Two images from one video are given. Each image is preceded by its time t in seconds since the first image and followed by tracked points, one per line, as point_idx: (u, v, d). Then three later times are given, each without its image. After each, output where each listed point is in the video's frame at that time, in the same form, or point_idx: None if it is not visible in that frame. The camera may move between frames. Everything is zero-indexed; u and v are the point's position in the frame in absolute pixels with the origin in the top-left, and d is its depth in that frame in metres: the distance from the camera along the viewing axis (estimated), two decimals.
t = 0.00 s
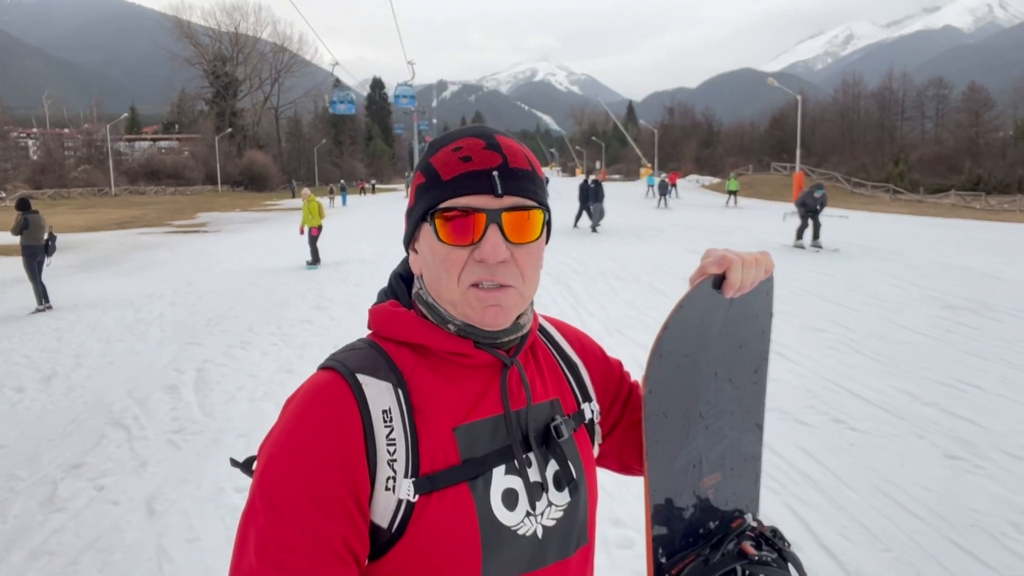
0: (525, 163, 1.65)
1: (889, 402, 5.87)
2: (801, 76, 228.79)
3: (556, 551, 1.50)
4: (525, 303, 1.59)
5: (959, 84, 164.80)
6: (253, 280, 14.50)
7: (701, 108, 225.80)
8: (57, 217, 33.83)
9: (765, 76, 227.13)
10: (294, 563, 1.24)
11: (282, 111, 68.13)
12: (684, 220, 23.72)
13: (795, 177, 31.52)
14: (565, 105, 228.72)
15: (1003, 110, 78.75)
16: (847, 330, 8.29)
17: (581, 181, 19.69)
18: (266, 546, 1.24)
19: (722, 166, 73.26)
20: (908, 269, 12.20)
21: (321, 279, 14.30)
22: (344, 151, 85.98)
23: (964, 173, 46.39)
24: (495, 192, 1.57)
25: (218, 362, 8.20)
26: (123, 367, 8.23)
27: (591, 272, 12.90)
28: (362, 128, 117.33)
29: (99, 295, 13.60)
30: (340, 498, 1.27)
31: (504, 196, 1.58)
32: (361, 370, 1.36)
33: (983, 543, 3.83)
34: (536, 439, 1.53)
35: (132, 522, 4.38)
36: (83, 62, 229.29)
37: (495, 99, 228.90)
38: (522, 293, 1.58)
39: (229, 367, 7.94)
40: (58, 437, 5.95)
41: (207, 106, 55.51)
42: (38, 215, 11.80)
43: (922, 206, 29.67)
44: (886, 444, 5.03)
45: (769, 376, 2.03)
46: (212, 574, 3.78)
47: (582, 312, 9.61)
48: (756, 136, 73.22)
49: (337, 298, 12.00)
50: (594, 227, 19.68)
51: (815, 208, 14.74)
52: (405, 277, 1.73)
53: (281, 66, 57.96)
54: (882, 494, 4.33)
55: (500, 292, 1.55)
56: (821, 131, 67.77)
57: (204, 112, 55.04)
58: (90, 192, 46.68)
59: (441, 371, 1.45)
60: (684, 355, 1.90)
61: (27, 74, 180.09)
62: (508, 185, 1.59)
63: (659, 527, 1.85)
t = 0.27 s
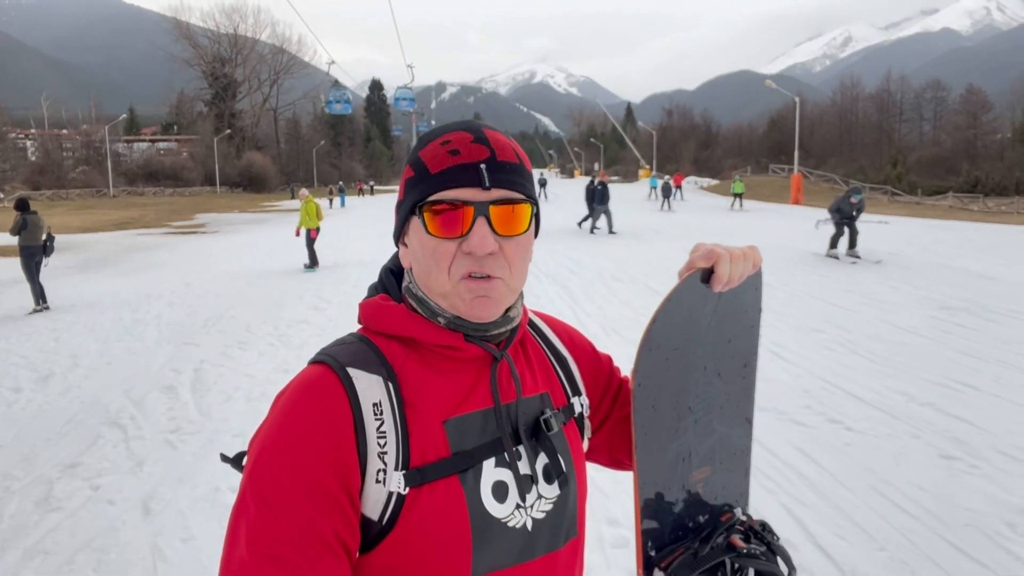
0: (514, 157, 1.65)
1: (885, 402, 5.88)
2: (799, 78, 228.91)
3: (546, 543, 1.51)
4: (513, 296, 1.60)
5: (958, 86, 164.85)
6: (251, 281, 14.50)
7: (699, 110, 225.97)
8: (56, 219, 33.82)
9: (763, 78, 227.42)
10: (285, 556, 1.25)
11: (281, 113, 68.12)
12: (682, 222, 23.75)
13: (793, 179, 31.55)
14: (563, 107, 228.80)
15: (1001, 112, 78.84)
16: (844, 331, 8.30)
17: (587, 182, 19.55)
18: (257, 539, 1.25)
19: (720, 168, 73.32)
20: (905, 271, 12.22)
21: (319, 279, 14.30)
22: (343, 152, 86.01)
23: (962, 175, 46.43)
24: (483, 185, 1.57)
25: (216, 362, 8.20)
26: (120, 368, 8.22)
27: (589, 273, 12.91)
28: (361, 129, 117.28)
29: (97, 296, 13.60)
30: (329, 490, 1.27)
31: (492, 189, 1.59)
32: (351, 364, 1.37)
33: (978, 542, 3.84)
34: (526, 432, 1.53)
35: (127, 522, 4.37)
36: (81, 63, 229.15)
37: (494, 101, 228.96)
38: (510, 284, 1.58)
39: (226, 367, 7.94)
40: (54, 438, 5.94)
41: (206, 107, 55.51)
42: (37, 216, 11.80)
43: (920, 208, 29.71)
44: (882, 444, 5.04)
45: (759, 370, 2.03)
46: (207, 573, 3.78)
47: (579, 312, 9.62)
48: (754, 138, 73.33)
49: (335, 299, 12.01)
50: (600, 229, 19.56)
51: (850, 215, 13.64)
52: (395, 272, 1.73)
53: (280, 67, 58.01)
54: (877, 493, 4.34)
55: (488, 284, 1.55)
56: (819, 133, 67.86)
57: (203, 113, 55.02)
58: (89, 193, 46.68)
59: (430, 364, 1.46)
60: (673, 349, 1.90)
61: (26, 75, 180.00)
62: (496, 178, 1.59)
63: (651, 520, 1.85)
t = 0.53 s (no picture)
0: (516, 151, 1.67)
1: (884, 405, 5.89)
2: (798, 82, 228.95)
3: (550, 537, 1.51)
4: (516, 290, 1.61)
5: (957, 90, 164.81)
6: (250, 283, 14.50)
7: (699, 114, 226.07)
8: (54, 220, 33.79)
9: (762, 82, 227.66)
10: (292, 548, 1.25)
11: (280, 115, 68.14)
12: (681, 225, 23.77)
13: (792, 183, 31.58)
14: (563, 110, 228.86)
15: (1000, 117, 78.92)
16: (843, 334, 8.32)
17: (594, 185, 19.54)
18: (265, 533, 1.25)
19: (719, 171, 73.38)
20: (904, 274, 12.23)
21: (318, 281, 14.30)
22: (342, 154, 86.03)
23: (960, 180, 46.47)
24: (486, 178, 1.59)
25: (215, 364, 8.21)
26: (119, 369, 8.22)
27: (588, 276, 12.93)
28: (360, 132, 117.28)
29: (96, 297, 13.59)
30: (335, 483, 1.27)
31: (495, 182, 1.60)
32: (356, 358, 1.37)
33: (976, 544, 3.85)
34: (529, 426, 1.54)
35: (127, 523, 4.37)
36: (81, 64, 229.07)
37: (493, 104, 229.06)
38: (512, 278, 1.59)
39: (225, 369, 7.94)
40: (52, 439, 5.93)
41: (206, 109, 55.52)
42: (37, 217, 11.80)
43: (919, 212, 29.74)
44: (881, 447, 5.05)
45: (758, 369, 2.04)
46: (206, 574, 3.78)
47: (578, 315, 9.63)
48: (753, 142, 73.36)
49: (334, 301, 12.01)
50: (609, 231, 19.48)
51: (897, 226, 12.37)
52: (399, 270, 1.73)
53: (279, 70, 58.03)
54: (877, 496, 4.35)
55: (491, 279, 1.56)
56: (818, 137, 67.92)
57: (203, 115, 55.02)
58: (88, 194, 46.66)
59: (433, 359, 1.47)
60: (673, 347, 1.91)
61: (25, 76, 179.93)
62: (499, 173, 1.61)
63: (651, 517, 1.86)
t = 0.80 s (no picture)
0: (533, 160, 1.68)
1: (885, 412, 5.88)
2: (798, 88, 228.91)
3: (559, 545, 1.50)
4: (529, 295, 1.60)
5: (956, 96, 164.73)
6: (250, 286, 14.49)
7: (698, 119, 226.11)
8: (53, 222, 33.74)
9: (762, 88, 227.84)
10: (303, 552, 1.24)
11: (280, 118, 68.14)
12: (681, 230, 23.76)
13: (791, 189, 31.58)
14: (563, 115, 228.87)
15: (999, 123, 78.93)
16: (843, 340, 8.31)
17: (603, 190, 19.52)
18: (275, 537, 1.24)
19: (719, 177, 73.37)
20: (904, 280, 12.23)
21: (318, 285, 14.29)
22: (342, 158, 86.06)
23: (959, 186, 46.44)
24: (503, 182, 1.59)
25: (214, 368, 8.19)
26: (118, 373, 8.20)
27: (588, 281, 12.92)
28: (360, 135, 117.27)
29: (96, 300, 13.57)
30: (347, 487, 1.27)
31: (512, 187, 1.61)
32: (369, 363, 1.37)
33: (979, 552, 3.84)
34: (540, 433, 1.54)
35: (126, 527, 4.35)
36: (81, 67, 229.08)
37: (493, 108, 229.17)
38: (527, 284, 1.59)
39: (225, 373, 7.92)
40: (52, 442, 5.91)
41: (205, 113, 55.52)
42: (38, 220, 11.81)
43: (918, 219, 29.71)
44: (883, 454, 5.04)
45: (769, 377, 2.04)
46: None
47: (579, 320, 9.63)
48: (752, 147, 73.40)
49: (334, 305, 12.00)
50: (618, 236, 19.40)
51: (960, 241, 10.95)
52: (412, 276, 1.73)
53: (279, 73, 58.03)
54: (879, 503, 4.34)
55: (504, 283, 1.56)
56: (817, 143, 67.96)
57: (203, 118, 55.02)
58: (87, 197, 46.66)
59: (446, 364, 1.46)
60: (684, 355, 1.91)
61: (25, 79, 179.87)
62: (515, 178, 1.62)
63: (659, 527, 1.85)
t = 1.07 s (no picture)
0: (543, 169, 1.69)
1: (886, 420, 5.87)
2: (798, 95, 228.84)
3: (562, 554, 1.49)
4: (535, 303, 1.60)
5: (956, 104, 164.66)
6: (249, 291, 14.47)
7: (698, 126, 226.14)
8: (52, 226, 33.65)
9: (762, 95, 228.03)
10: (306, 559, 1.23)
11: (280, 123, 68.11)
12: (681, 237, 23.73)
13: (791, 196, 31.54)
14: (563, 121, 228.91)
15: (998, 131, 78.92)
16: (843, 348, 8.31)
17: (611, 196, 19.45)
18: (280, 542, 1.24)
19: (718, 183, 73.36)
20: (904, 288, 12.21)
21: (317, 290, 14.27)
22: (342, 163, 86.03)
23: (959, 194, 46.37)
24: (513, 191, 1.59)
25: (214, 373, 8.18)
26: (118, 377, 8.18)
27: (588, 288, 12.91)
28: (360, 140, 117.18)
29: (95, 304, 13.55)
30: (352, 493, 1.26)
31: (522, 196, 1.61)
32: (375, 369, 1.37)
33: (979, 561, 3.83)
34: (544, 442, 1.53)
35: (124, 533, 4.33)
36: (81, 71, 229.09)
37: (493, 114, 229.22)
38: (533, 293, 1.59)
39: (224, 378, 7.90)
40: (50, 447, 5.89)
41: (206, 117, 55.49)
42: (38, 224, 11.80)
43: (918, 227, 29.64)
44: (883, 462, 5.03)
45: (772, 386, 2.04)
46: None
47: (579, 326, 9.62)
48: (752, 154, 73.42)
49: (333, 310, 11.98)
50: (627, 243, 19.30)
51: None
52: (417, 284, 1.73)
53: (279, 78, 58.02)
54: (880, 511, 4.32)
55: (510, 290, 1.56)
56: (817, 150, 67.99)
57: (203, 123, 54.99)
58: (86, 201, 46.59)
59: (453, 370, 1.46)
60: (689, 362, 1.90)
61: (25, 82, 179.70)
62: (525, 187, 1.62)
63: (663, 535, 1.84)
